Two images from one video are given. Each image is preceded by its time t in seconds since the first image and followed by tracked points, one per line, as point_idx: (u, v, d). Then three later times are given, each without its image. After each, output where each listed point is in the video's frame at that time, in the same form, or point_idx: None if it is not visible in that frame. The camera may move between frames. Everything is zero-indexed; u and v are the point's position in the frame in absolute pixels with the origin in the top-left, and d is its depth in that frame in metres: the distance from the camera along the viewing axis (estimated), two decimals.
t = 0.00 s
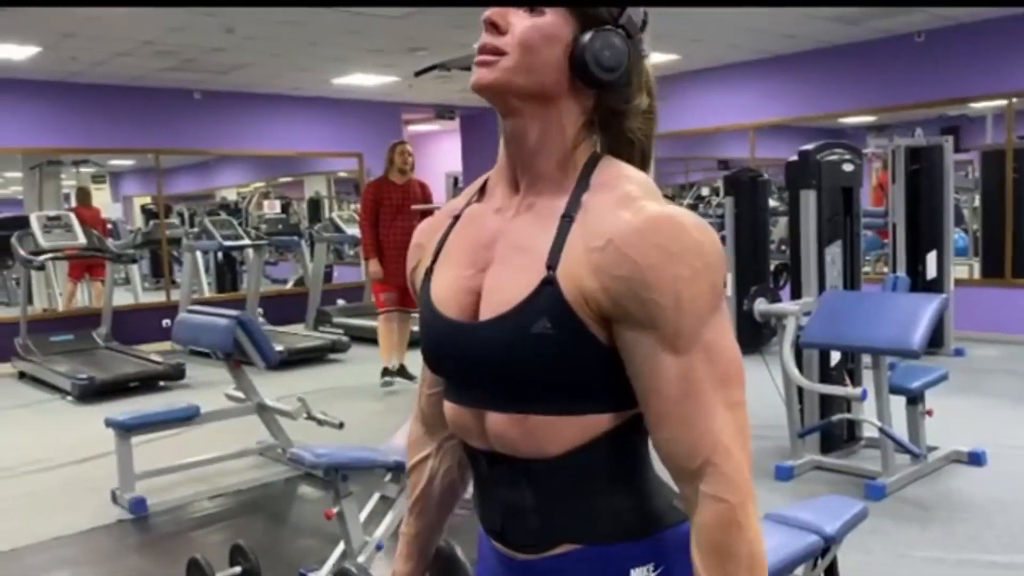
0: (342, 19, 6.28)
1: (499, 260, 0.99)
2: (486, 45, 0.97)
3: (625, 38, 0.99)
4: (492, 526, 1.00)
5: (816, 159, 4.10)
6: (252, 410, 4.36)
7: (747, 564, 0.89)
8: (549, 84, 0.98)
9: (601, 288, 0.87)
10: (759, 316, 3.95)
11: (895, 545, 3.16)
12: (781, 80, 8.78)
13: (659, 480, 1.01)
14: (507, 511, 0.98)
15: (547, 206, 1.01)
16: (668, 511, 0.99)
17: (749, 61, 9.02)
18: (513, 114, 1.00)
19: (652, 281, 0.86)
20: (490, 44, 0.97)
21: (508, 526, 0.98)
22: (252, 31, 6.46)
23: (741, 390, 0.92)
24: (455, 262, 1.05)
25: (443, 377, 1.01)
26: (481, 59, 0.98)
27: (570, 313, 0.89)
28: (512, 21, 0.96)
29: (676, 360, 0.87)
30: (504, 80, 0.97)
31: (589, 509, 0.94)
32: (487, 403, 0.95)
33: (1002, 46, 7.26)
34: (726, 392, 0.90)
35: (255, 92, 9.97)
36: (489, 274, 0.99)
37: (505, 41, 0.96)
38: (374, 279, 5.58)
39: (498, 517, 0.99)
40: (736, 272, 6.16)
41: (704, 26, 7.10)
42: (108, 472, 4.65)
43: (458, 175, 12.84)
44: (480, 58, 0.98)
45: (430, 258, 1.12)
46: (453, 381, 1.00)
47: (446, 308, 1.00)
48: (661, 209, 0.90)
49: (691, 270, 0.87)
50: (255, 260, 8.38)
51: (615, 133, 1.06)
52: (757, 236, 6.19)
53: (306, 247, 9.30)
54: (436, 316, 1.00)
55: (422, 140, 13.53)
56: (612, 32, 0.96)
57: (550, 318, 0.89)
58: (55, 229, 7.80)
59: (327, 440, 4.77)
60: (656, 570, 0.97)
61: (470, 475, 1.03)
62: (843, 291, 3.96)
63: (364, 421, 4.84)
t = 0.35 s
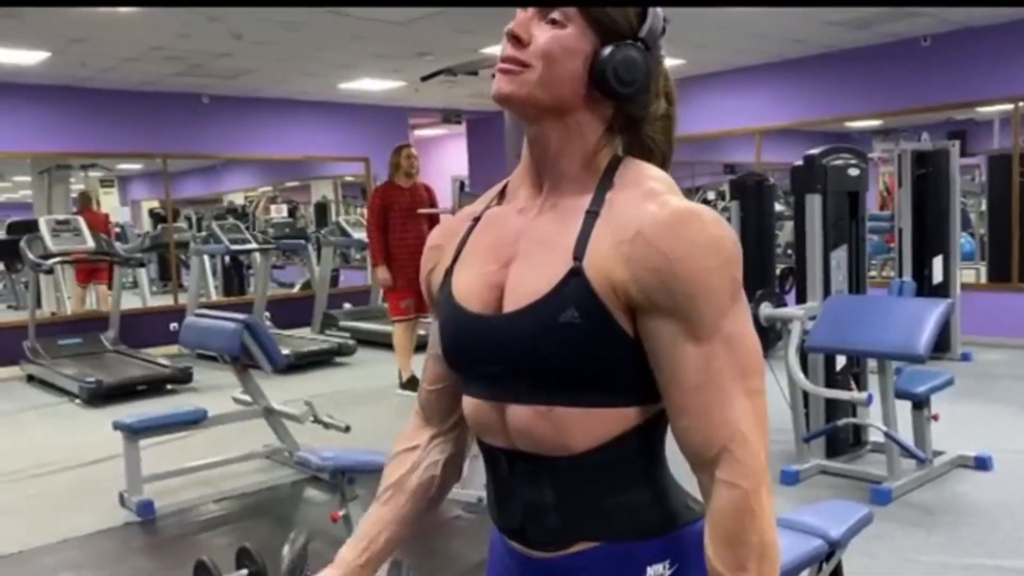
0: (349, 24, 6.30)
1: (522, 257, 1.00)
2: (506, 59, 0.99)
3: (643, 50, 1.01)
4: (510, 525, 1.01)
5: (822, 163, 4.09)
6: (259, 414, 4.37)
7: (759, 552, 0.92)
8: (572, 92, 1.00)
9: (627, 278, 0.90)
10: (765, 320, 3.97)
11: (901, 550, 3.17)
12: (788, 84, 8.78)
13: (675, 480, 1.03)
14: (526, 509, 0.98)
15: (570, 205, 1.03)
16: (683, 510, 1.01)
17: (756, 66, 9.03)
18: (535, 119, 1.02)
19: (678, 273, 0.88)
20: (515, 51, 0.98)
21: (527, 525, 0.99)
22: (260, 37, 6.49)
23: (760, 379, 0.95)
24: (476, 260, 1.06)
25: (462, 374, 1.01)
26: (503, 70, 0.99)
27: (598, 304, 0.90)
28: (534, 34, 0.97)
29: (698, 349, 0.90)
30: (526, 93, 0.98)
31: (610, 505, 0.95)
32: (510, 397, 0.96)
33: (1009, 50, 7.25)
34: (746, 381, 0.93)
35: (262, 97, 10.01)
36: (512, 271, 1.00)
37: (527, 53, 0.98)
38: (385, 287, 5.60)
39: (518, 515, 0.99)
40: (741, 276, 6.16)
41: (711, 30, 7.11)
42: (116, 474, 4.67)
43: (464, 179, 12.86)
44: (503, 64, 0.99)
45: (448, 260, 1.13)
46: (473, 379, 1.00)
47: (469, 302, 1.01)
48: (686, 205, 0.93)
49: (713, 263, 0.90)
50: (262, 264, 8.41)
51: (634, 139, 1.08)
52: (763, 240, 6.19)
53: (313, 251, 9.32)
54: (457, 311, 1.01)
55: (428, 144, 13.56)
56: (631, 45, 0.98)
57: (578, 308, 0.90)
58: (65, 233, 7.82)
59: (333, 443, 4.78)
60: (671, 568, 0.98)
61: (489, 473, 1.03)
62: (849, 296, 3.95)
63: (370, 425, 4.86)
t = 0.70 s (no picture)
0: (352, 31, 6.33)
1: (536, 258, 1.03)
2: (522, 72, 1.01)
3: (654, 65, 1.03)
4: (522, 521, 1.03)
5: (823, 168, 4.10)
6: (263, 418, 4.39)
7: (760, 548, 0.91)
8: (585, 105, 1.03)
9: (637, 276, 0.92)
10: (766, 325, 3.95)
11: (903, 554, 3.17)
12: (790, 90, 8.81)
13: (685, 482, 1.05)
14: (539, 506, 1.00)
15: (583, 210, 1.05)
16: (693, 513, 1.03)
17: (758, 71, 9.04)
18: (550, 129, 1.04)
19: (686, 271, 0.90)
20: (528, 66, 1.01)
21: (539, 522, 1.00)
22: (264, 43, 6.53)
23: (766, 378, 0.95)
24: (493, 262, 1.08)
25: (479, 373, 1.04)
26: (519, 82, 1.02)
27: (610, 300, 0.92)
28: (547, 50, 1.00)
29: (702, 345, 0.92)
30: (540, 106, 1.01)
31: (623, 502, 0.97)
32: (526, 393, 0.98)
33: (1011, 55, 7.27)
34: (752, 379, 0.93)
35: (265, 102, 10.05)
36: (527, 270, 1.02)
37: (542, 69, 1.00)
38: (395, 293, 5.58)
39: (530, 511, 1.01)
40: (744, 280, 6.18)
41: (712, 36, 7.14)
42: (121, 479, 4.69)
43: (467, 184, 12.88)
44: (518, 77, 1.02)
45: (464, 262, 1.15)
46: (489, 376, 1.02)
47: (486, 301, 1.03)
48: (695, 208, 0.95)
49: (719, 263, 0.91)
50: (265, 268, 8.44)
51: (645, 149, 1.10)
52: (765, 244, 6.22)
53: (316, 256, 9.35)
54: (474, 310, 1.03)
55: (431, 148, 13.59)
56: (642, 61, 1.01)
57: (591, 303, 0.93)
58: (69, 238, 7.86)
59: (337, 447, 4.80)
60: (679, 568, 1.00)
61: (503, 471, 1.05)
62: (851, 301, 3.96)
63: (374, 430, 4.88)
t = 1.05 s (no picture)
0: (354, 36, 6.36)
1: (545, 261, 1.05)
2: (527, 89, 1.03)
3: (655, 76, 1.04)
4: (536, 521, 1.04)
5: (825, 172, 4.11)
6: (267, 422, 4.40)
7: (777, 539, 0.92)
8: (588, 116, 1.04)
9: (642, 277, 0.93)
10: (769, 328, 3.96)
11: (907, 556, 3.18)
12: (789, 94, 8.85)
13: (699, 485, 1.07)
14: (552, 507, 1.02)
15: (590, 215, 1.07)
16: (706, 513, 1.04)
17: (759, 75, 9.08)
18: (553, 140, 1.06)
19: (690, 271, 0.92)
20: (532, 80, 1.03)
21: (552, 522, 1.02)
22: (266, 48, 6.55)
23: (775, 374, 0.96)
24: (503, 266, 1.10)
25: (493, 375, 1.06)
26: (524, 97, 1.04)
27: (617, 301, 0.94)
28: (551, 65, 1.01)
29: (709, 343, 0.93)
30: (545, 119, 1.03)
31: (633, 501, 0.98)
32: (538, 393, 1.00)
33: (1010, 58, 7.30)
34: (761, 374, 0.95)
35: (267, 106, 10.08)
36: (536, 274, 1.04)
37: (546, 83, 1.02)
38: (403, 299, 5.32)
39: (543, 512, 1.03)
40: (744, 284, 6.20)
41: (712, 40, 7.16)
42: (125, 482, 4.70)
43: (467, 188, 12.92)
44: (522, 91, 1.04)
45: (474, 266, 1.17)
46: (503, 378, 1.04)
47: (497, 304, 1.05)
48: (699, 209, 0.97)
49: (723, 261, 0.93)
50: (267, 272, 8.46)
51: (650, 154, 1.12)
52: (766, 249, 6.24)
53: (318, 259, 9.38)
54: (486, 312, 1.05)
55: (432, 152, 13.63)
56: (643, 73, 1.02)
57: (599, 302, 0.94)
58: (72, 242, 7.87)
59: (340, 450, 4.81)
60: (691, 568, 1.01)
61: (517, 471, 1.07)
62: (852, 304, 3.98)
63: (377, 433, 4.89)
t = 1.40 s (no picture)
0: (355, 40, 6.40)
1: (557, 263, 1.08)
2: (539, 102, 1.07)
3: (664, 89, 1.08)
4: (547, 515, 1.08)
5: (823, 175, 4.16)
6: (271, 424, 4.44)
7: (780, 532, 0.96)
8: (598, 127, 1.08)
9: (652, 278, 0.97)
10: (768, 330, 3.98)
11: (905, 555, 3.22)
12: (787, 96, 8.90)
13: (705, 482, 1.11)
14: (564, 501, 1.05)
15: (600, 219, 1.10)
16: (712, 509, 1.08)
17: (757, 77, 9.13)
18: (564, 150, 1.10)
19: (696, 273, 0.96)
20: (544, 93, 1.07)
21: (563, 516, 1.06)
22: (267, 52, 6.59)
23: (779, 371, 1.00)
24: (516, 268, 1.14)
25: (507, 374, 1.10)
26: (536, 111, 1.08)
27: (627, 302, 0.98)
28: (562, 79, 1.06)
29: (717, 340, 0.96)
30: (556, 130, 1.07)
31: (642, 495, 1.02)
32: (551, 389, 1.04)
33: (1006, 61, 7.36)
34: (765, 372, 0.98)
35: (266, 109, 10.12)
36: (548, 275, 1.08)
37: (557, 98, 1.06)
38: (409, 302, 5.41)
39: (555, 506, 1.06)
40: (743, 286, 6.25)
41: (711, 42, 7.21)
42: (129, 484, 4.74)
43: (467, 190, 12.95)
44: (535, 104, 1.08)
45: (488, 267, 1.21)
46: (516, 376, 1.09)
47: (512, 304, 1.09)
48: (705, 214, 1.01)
49: (730, 263, 0.97)
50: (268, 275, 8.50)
51: (659, 161, 1.16)
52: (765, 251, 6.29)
53: (319, 262, 9.43)
54: (501, 312, 1.09)
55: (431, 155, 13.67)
56: (651, 86, 1.06)
57: (609, 301, 0.98)
58: (74, 245, 7.90)
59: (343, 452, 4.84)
60: (698, 561, 1.05)
61: (529, 467, 1.11)
62: (850, 305, 4.01)
63: (379, 435, 4.92)
